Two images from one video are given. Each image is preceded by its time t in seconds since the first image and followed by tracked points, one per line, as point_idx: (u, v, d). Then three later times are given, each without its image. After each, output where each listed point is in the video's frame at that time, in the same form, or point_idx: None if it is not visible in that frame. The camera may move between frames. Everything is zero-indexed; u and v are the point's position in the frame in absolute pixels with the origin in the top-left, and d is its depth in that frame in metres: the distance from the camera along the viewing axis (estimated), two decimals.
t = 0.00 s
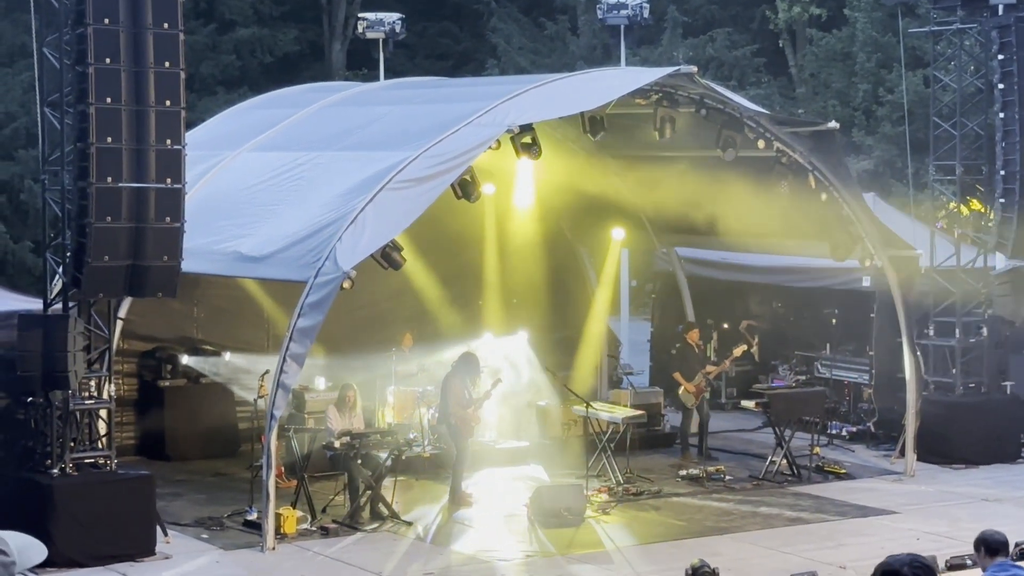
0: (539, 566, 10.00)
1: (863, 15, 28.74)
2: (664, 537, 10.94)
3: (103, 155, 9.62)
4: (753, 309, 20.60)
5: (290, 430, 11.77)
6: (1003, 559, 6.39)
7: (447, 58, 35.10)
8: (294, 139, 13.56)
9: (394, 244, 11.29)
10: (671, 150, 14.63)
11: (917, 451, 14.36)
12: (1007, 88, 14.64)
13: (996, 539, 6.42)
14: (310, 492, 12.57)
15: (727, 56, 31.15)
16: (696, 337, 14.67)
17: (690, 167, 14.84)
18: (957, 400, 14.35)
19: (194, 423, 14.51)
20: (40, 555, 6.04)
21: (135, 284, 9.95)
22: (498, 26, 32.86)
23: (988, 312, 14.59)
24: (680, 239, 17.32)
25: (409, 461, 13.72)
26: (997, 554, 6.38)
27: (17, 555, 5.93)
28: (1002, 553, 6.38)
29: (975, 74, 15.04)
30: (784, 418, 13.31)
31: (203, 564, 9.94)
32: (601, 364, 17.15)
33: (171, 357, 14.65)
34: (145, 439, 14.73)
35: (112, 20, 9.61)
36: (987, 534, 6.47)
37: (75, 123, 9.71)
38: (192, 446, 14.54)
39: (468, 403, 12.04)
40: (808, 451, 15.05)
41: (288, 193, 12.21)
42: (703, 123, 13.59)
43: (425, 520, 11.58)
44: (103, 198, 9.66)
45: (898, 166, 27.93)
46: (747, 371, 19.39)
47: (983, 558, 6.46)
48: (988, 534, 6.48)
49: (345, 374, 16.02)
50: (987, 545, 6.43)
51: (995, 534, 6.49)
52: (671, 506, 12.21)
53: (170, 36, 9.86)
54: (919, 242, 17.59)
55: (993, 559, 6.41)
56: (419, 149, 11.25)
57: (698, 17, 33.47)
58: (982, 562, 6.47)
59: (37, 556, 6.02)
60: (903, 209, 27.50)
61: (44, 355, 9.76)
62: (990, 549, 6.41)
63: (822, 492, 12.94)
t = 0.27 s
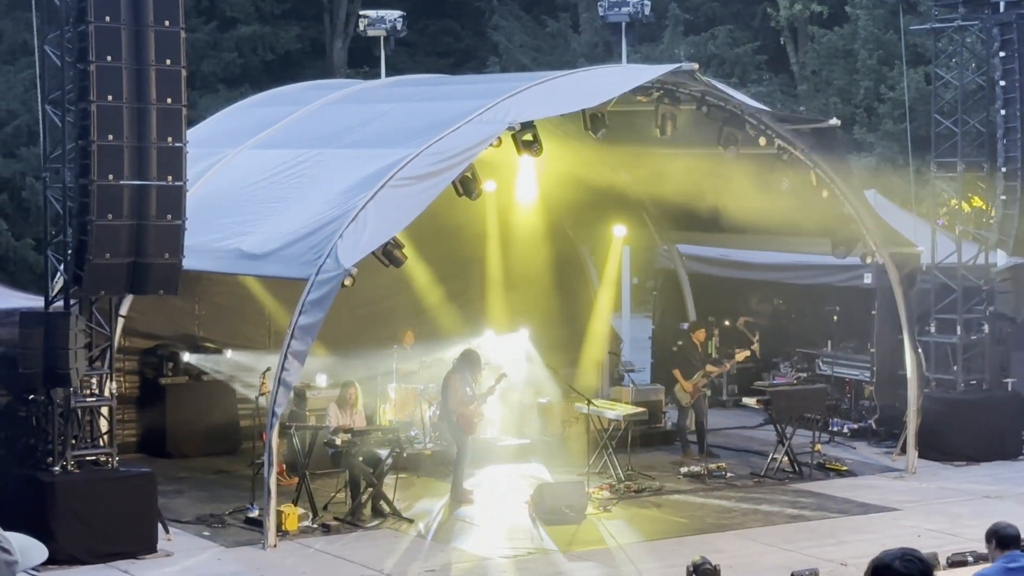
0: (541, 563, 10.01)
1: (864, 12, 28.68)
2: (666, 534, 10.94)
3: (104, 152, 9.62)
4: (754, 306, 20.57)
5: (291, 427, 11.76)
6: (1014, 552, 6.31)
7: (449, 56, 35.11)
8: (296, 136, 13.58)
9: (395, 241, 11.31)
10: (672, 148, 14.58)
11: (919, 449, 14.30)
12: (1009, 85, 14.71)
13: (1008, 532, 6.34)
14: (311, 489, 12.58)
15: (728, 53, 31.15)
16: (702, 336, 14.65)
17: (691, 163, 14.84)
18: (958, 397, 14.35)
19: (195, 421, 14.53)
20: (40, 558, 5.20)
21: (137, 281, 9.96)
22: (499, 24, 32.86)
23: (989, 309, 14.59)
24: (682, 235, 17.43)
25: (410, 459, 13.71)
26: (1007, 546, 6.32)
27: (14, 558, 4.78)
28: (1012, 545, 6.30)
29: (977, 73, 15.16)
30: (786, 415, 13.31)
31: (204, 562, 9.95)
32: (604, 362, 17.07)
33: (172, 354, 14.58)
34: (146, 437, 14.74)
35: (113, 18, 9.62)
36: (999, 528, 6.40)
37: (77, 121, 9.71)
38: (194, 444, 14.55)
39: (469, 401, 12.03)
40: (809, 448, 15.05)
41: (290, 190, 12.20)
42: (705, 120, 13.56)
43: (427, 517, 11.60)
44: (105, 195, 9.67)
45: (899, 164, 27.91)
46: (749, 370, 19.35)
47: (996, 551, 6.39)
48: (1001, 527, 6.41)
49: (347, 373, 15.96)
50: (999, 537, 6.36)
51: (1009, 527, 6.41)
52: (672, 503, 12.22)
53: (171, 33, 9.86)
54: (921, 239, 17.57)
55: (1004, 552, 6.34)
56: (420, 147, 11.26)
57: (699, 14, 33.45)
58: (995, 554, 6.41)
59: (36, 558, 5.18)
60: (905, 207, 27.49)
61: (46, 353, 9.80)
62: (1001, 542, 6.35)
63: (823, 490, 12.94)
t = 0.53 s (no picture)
0: (543, 562, 10.01)
1: (866, 10, 28.66)
2: (668, 533, 10.93)
3: (106, 150, 9.62)
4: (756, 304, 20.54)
5: (294, 425, 11.77)
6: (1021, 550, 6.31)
7: (450, 54, 35.11)
8: (298, 134, 13.59)
9: (397, 239, 11.32)
10: (674, 146, 14.60)
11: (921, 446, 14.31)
12: (1010, 83, 14.65)
13: (1016, 529, 6.35)
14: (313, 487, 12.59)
15: (729, 52, 31.16)
16: (701, 335, 14.68)
17: (693, 161, 14.87)
18: (960, 394, 14.34)
19: (197, 420, 14.53)
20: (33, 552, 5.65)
21: (139, 280, 9.96)
22: (501, 22, 32.86)
23: (991, 308, 14.60)
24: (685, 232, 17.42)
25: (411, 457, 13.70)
26: (1016, 543, 6.31)
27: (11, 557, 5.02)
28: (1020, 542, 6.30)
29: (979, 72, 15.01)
30: (788, 413, 13.31)
31: (206, 561, 9.95)
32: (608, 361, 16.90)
33: (175, 353, 14.65)
34: (148, 435, 14.74)
35: (114, 16, 9.61)
36: (1006, 525, 6.42)
37: (78, 119, 9.71)
38: (197, 443, 14.56)
39: (471, 400, 12.03)
40: (811, 447, 15.05)
41: (291, 189, 12.21)
42: (706, 118, 13.54)
43: (431, 516, 11.60)
44: (107, 194, 9.67)
45: (901, 162, 27.92)
46: (751, 367, 19.35)
47: (1004, 549, 6.38)
48: (1008, 525, 6.42)
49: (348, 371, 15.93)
50: (1006, 535, 6.36)
51: (1015, 525, 6.42)
52: (674, 501, 12.21)
53: (172, 32, 9.86)
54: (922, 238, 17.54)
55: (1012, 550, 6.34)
56: (422, 145, 11.26)
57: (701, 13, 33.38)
58: (1002, 552, 6.40)
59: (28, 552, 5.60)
60: (907, 205, 27.49)
61: (47, 351, 9.77)
62: (1010, 540, 6.35)
63: (825, 488, 12.93)
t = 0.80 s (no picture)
0: (544, 561, 10.01)
1: (867, 9, 28.66)
2: (669, 532, 10.93)
3: (107, 150, 9.63)
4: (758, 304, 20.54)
5: (296, 425, 11.79)
6: None
7: (451, 53, 35.11)
8: (299, 134, 13.60)
9: (398, 238, 11.31)
10: (675, 145, 14.60)
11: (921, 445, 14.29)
12: (1012, 82, 14.56)
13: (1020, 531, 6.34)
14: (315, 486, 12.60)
15: (731, 50, 31.18)
16: (700, 334, 14.79)
17: (694, 160, 14.86)
18: (962, 394, 14.34)
19: (198, 419, 14.53)
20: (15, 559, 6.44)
21: (140, 279, 9.96)
22: (502, 21, 32.87)
23: (992, 306, 14.59)
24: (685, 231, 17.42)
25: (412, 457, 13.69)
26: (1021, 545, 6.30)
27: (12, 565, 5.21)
28: None
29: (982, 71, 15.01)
30: (789, 412, 13.30)
31: (207, 560, 9.95)
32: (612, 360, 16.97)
33: (176, 352, 14.67)
34: (149, 434, 14.74)
35: (115, 15, 9.62)
36: (1010, 527, 6.41)
37: (79, 119, 9.71)
38: (198, 442, 14.56)
39: (472, 400, 12.05)
40: (812, 446, 15.04)
41: (292, 188, 12.20)
42: (708, 117, 13.53)
43: (433, 515, 11.59)
44: (108, 193, 9.67)
45: (902, 160, 27.93)
46: (753, 366, 19.34)
47: (1008, 551, 6.36)
48: (1012, 527, 6.41)
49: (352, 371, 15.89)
50: (1010, 537, 6.35)
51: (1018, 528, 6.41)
52: (675, 501, 12.21)
53: (172, 31, 9.87)
54: (923, 238, 17.49)
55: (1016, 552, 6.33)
56: (424, 144, 11.26)
57: (702, 12, 33.34)
58: (1006, 554, 6.39)
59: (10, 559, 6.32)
60: (908, 203, 27.49)
61: (49, 350, 9.79)
62: (1015, 542, 6.34)
63: (827, 487, 12.93)
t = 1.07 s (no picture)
0: (545, 560, 10.01)
1: (868, 8, 28.67)
2: (670, 531, 10.93)
3: (109, 149, 9.63)
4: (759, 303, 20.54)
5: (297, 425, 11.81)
6: None
7: (453, 53, 35.11)
8: (299, 134, 13.59)
9: (399, 238, 11.32)
10: (676, 144, 14.60)
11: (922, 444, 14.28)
12: (1013, 81, 14.59)
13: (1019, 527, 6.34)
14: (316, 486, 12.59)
15: (732, 50, 31.21)
16: (700, 333, 14.78)
17: (695, 160, 14.86)
18: (963, 393, 14.34)
19: (199, 418, 14.54)
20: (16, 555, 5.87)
21: (141, 279, 9.96)
22: (503, 21, 32.89)
23: (994, 305, 14.61)
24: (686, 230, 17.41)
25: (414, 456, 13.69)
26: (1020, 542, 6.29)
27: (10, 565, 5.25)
28: None
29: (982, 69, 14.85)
30: (790, 412, 13.30)
31: (208, 559, 9.95)
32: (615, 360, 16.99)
33: (177, 351, 14.61)
34: (150, 434, 14.74)
35: (116, 15, 9.61)
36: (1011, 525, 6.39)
37: (81, 118, 9.71)
38: (199, 442, 14.57)
39: (473, 399, 12.06)
40: (814, 445, 15.04)
41: (292, 188, 12.20)
42: (709, 116, 13.52)
43: (434, 515, 11.58)
44: (110, 193, 9.67)
45: (903, 160, 27.94)
46: (753, 365, 19.36)
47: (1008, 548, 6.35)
48: (1011, 524, 6.41)
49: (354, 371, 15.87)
50: (1010, 534, 6.34)
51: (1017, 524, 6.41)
52: (676, 500, 12.21)
53: (174, 30, 9.87)
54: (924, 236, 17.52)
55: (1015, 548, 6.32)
56: (424, 143, 11.25)
57: (703, 11, 33.34)
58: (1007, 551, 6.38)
59: (7, 556, 5.83)
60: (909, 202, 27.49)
61: (50, 350, 9.76)
62: (1014, 539, 6.32)
63: (828, 486, 12.93)
